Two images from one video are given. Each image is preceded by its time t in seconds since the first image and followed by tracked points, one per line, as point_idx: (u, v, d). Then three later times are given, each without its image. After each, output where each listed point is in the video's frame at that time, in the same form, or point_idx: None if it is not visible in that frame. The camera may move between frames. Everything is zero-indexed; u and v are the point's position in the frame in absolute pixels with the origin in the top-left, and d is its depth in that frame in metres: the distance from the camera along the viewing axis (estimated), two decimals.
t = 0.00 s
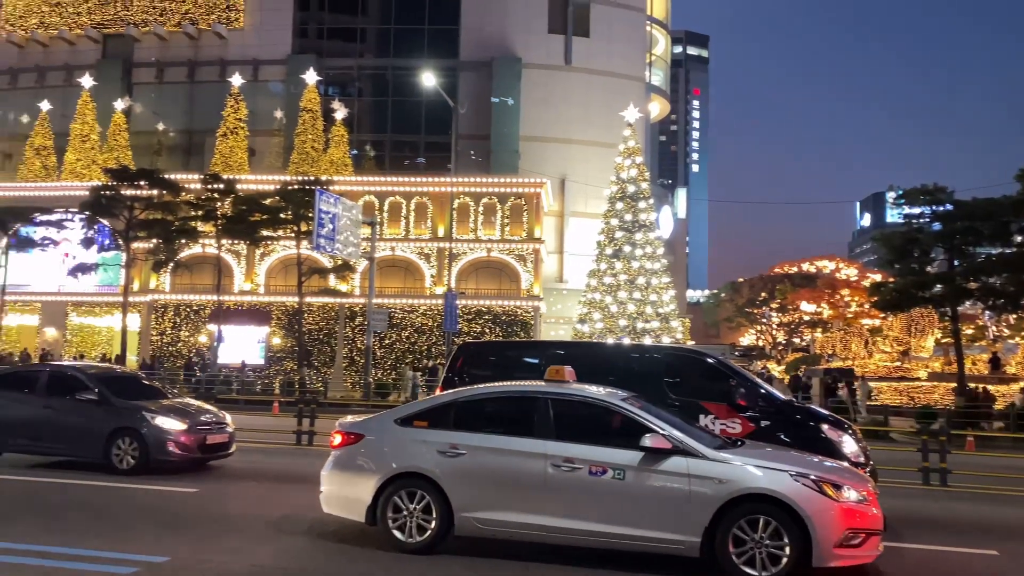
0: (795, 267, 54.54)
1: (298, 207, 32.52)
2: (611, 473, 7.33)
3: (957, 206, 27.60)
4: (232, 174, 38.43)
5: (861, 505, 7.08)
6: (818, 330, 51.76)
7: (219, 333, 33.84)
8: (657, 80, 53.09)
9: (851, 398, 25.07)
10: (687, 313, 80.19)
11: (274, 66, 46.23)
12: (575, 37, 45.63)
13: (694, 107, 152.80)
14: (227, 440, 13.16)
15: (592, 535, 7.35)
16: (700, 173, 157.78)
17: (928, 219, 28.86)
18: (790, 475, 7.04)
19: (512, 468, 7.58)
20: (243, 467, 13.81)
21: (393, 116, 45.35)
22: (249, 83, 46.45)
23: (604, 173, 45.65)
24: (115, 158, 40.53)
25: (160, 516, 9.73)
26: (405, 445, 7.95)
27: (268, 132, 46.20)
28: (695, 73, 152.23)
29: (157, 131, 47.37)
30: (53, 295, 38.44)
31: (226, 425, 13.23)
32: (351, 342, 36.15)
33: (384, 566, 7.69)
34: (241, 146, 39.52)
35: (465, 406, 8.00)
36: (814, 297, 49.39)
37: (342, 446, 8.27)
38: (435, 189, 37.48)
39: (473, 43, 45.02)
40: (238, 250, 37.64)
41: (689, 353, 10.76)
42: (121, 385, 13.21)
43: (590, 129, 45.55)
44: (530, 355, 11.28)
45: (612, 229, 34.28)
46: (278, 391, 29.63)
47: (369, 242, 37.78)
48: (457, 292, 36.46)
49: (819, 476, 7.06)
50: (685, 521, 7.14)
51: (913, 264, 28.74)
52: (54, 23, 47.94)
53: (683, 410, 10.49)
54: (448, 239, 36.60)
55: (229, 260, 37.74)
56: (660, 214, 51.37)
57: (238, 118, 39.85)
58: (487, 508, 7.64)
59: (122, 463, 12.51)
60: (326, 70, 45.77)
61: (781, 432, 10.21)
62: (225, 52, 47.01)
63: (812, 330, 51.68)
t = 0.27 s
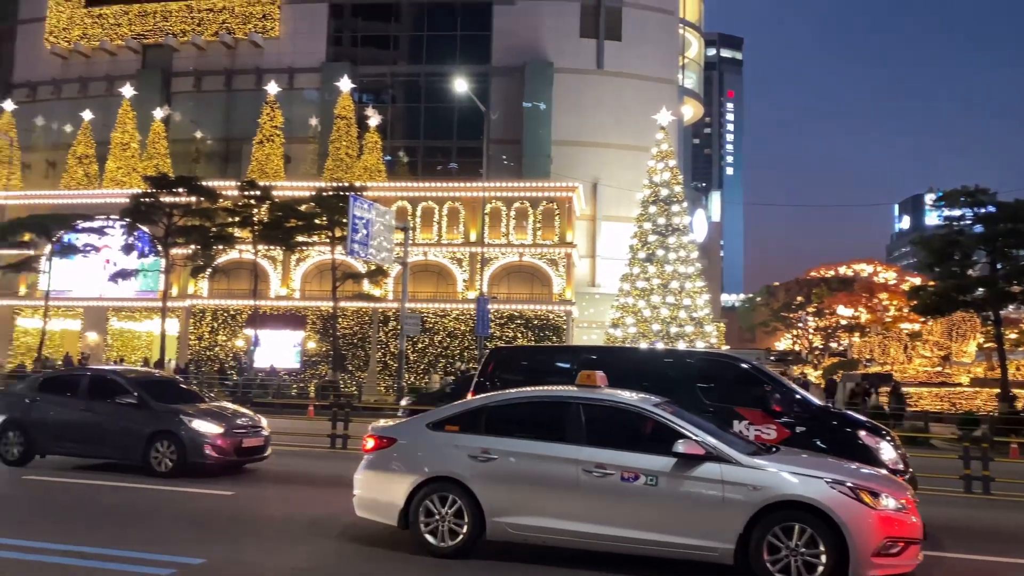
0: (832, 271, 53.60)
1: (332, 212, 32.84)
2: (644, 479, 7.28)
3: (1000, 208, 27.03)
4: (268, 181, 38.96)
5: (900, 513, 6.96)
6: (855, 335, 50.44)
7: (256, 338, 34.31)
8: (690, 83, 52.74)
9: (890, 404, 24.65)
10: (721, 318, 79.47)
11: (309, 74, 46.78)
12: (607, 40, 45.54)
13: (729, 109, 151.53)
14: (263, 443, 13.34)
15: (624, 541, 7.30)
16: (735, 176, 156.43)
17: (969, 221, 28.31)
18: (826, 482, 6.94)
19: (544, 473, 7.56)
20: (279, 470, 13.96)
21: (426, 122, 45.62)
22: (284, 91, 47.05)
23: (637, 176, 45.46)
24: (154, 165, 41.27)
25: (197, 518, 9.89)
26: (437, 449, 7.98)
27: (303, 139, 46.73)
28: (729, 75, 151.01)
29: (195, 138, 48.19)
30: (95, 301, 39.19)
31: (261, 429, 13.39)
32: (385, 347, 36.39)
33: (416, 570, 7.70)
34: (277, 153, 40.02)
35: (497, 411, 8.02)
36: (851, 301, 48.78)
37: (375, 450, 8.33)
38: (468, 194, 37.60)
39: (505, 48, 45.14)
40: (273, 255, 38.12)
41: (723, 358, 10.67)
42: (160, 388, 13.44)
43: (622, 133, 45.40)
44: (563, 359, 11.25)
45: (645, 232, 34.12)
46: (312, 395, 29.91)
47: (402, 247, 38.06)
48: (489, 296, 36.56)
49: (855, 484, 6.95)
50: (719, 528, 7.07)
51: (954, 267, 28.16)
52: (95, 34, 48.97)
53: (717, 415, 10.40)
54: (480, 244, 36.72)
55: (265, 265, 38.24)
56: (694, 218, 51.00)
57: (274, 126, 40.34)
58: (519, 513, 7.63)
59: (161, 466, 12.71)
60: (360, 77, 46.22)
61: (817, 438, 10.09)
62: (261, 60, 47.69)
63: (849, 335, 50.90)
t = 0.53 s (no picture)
0: (869, 275, 52.53)
1: (363, 219, 32.95)
2: (675, 485, 7.19)
3: None
4: (300, 188, 39.34)
5: (938, 522, 6.79)
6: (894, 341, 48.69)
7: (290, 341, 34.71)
8: (722, 86, 52.29)
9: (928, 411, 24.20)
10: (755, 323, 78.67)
11: (341, 81, 47.20)
12: (637, 44, 45.36)
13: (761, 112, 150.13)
14: (295, 448, 13.45)
15: (655, 548, 7.22)
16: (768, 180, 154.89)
17: (1010, 224, 27.72)
18: (862, 489, 6.80)
19: (573, 479, 7.51)
20: (311, 475, 14.06)
21: (456, 127, 45.77)
22: (316, 99, 47.52)
23: (668, 180, 45.17)
24: (189, 173, 41.88)
25: (230, 521, 9.99)
26: (466, 454, 7.96)
27: (335, 146, 47.10)
28: (762, 78, 149.63)
29: (230, 146, 48.86)
30: (134, 306, 40.07)
31: (294, 433, 13.52)
32: (416, 352, 36.52)
33: None
34: (309, 160, 40.39)
35: (526, 417, 7.98)
36: (888, 305, 48.53)
37: (404, 455, 8.34)
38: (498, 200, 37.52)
39: (535, 53, 45.14)
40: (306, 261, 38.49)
41: (755, 363, 10.54)
42: (195, 393, 13.61)
43: (654, 137, 45.16)
44: (593, 364, 11.18)
45: (677, 237, 33.89)
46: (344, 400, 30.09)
47: (433, 252, 38.21)
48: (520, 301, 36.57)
49: (892, 492, 6.80)
50: (752, 536, 6.95)
51: (995, 271, 27.53)
52: (132, 45, 49.86)
53: (750, 421, 10.27)
54: (511, 250, 36.72)
55: (298, 271, 38.59)
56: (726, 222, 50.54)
57: (307, 133, 40.53)
58: (549, 519, 7.58)
59: (196, 470, 12.86)
60: (391, 84, 46.54)
61: (852, 445, 9.93)
62: (293, 68, 48.22)
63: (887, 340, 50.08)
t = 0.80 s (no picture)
0: (901, 279, 51.92)
1: (391, 225, 33.11)
2: (701, 491, 7.14)
3: None
4: (329, 195, 39.69)
5: (971, 530, 6.68)
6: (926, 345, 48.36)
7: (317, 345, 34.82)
8: (751, 89, 51.89)
9: (962, 417, 23.81)
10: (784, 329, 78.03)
11: (368, 89, 47.56)
12: (665, 48, 45.21)
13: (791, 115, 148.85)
14: (324, 452, 13.56)
15: (681, 555, 7.17)
16: (798, 183, 153.47)
17: None
18: (893, 497, 6.71)
19: (600, 485, 7.48)
20: (339, 479, 14.17)
21: (483, 133, 45.92)
22: (344, 106, 47.91)
23: (696, 185, 44.95)
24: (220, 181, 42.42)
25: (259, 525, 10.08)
26: (491, 459, 7.97)
27: (363, 153, 47.50)
28: (791, 80, 148.37)
29: (260, 154, 49.45)
30: (166, 312, 40.60)
31: (322, 438, 13.65)
32: (443, 358, 36.67)
33: None
34: (338, 167, 40.75)
35: (550, 423, 7.98)
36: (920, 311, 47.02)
37: (430, 460, 8.37)
38: (525, 205, 37.62)
39: (561, 59, 45.14)
40: (335, 266, 38.86)
41: (785, 369, 10.44)
42: (224, 398, 13.77)
43: (681, 141, 44.95)
44: (620, 370, 11.15)
45: (705, 241, 33.70)
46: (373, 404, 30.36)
47: (459, 258, 38.34)
48: (546, 306, 36.61)
49: (924, 500, 6.71)
50: (780, 543, 6.88)
51: None
52: (165, 55, 50.65)
53: (778, 427, 10.16)
54: (538, 255, 36.80)
55: (327, 277, 38.96)
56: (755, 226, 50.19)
57: (335, 140, 41.03)
58: (574, 524, 7.56)
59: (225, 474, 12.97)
60: (418, 91, 46.81)
61: (884, 452, 9.71)
62: (322, 76, 48.69)
63: (919, 345, 49.35)
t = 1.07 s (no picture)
0: (936, 285, 51.12)
1: (419, 231, 33.28)
2: (730, 500, 7.06)
3: None
4: (357, 202, 39.99)
5: (1008, 542, 6.56)
6: (962, 352, 47.49)
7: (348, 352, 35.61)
8: (780, 94, 51.44)
9: (997, 425, 23.36)
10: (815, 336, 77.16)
11: (396, 97, 47.90)
12: (692, 53, 45.06)
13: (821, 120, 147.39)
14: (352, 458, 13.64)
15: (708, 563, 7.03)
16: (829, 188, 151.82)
17: None
18: (926, 507, 6.60)
19: (626, 493, 7.42)
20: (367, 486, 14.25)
21: (510, 140, 46.02)
22: (373, 114, 48.26)
23: (725, 190, 44.65)
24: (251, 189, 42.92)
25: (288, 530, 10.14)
26: (519, 466, 7.98)
27: (391, 160, 47.83)
28: (821, 84, 146.97)
29: (290, 162, 49.97)
30: (198, 318, 41.16)
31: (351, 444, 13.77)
32: (471, 364, 36.71)
33: None
34: (366, 174, 41.07)
35: (577, 430, 7.97)
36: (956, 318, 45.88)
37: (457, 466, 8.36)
38: (553, 211, 37.64)
39: (588, 65, 45.12)
40: (363, 273, 39.13)
41: (816, 377, 10.32)
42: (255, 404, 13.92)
43: (709, 147, 44.69)
44: (647, 377, 11.10)
45: (735, 247, 33.46)
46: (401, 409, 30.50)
47: (487, 264, 38.43)
48: (574, 312, 36.56)
49: (958, 510, 6.59)
50: (811, 551, 6.76)
51: None
52: (197, 65, 51.40)
53: (808, 435, 10.01)
54: (565, 261, 36.76)
55: (356, 284, 39.24)
56: (785, 232, 49.71)
57: (364, 148, 41.36)
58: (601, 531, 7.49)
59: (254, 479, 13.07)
60: (445, 99, 46.92)
61: (917, 460, 9.52)
62: (351, 85, 49.12)
63: (955, 352, 48.48)
